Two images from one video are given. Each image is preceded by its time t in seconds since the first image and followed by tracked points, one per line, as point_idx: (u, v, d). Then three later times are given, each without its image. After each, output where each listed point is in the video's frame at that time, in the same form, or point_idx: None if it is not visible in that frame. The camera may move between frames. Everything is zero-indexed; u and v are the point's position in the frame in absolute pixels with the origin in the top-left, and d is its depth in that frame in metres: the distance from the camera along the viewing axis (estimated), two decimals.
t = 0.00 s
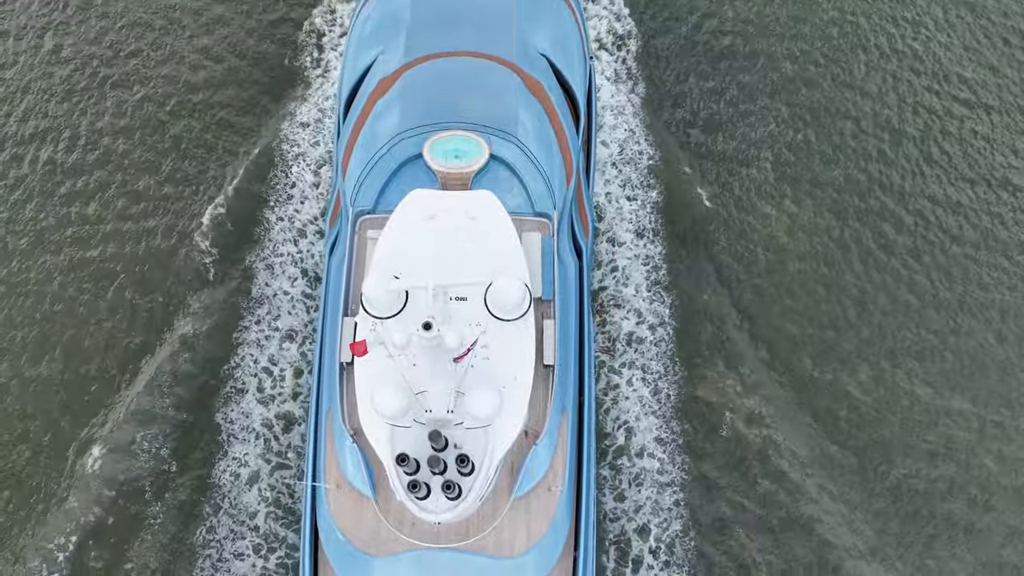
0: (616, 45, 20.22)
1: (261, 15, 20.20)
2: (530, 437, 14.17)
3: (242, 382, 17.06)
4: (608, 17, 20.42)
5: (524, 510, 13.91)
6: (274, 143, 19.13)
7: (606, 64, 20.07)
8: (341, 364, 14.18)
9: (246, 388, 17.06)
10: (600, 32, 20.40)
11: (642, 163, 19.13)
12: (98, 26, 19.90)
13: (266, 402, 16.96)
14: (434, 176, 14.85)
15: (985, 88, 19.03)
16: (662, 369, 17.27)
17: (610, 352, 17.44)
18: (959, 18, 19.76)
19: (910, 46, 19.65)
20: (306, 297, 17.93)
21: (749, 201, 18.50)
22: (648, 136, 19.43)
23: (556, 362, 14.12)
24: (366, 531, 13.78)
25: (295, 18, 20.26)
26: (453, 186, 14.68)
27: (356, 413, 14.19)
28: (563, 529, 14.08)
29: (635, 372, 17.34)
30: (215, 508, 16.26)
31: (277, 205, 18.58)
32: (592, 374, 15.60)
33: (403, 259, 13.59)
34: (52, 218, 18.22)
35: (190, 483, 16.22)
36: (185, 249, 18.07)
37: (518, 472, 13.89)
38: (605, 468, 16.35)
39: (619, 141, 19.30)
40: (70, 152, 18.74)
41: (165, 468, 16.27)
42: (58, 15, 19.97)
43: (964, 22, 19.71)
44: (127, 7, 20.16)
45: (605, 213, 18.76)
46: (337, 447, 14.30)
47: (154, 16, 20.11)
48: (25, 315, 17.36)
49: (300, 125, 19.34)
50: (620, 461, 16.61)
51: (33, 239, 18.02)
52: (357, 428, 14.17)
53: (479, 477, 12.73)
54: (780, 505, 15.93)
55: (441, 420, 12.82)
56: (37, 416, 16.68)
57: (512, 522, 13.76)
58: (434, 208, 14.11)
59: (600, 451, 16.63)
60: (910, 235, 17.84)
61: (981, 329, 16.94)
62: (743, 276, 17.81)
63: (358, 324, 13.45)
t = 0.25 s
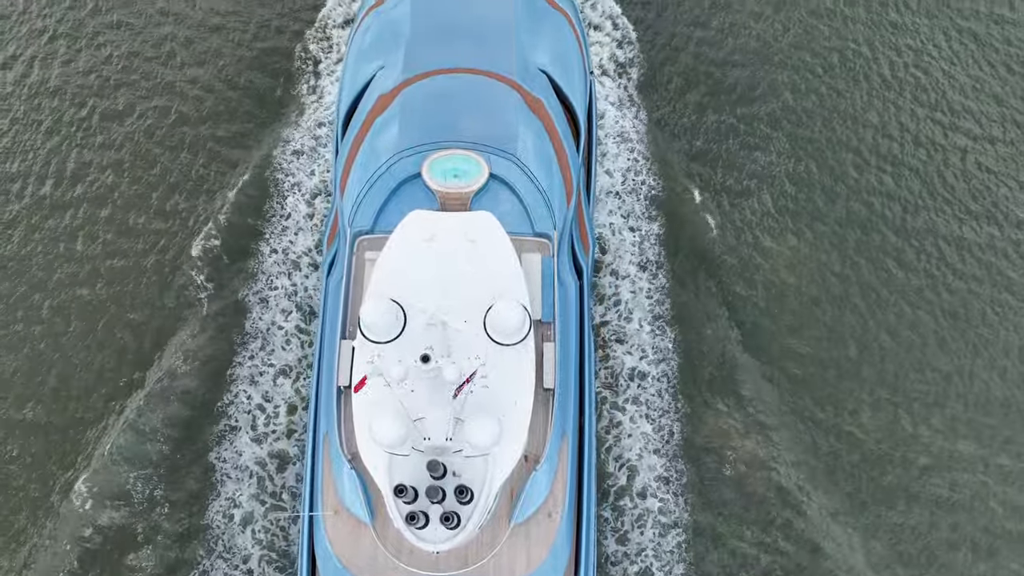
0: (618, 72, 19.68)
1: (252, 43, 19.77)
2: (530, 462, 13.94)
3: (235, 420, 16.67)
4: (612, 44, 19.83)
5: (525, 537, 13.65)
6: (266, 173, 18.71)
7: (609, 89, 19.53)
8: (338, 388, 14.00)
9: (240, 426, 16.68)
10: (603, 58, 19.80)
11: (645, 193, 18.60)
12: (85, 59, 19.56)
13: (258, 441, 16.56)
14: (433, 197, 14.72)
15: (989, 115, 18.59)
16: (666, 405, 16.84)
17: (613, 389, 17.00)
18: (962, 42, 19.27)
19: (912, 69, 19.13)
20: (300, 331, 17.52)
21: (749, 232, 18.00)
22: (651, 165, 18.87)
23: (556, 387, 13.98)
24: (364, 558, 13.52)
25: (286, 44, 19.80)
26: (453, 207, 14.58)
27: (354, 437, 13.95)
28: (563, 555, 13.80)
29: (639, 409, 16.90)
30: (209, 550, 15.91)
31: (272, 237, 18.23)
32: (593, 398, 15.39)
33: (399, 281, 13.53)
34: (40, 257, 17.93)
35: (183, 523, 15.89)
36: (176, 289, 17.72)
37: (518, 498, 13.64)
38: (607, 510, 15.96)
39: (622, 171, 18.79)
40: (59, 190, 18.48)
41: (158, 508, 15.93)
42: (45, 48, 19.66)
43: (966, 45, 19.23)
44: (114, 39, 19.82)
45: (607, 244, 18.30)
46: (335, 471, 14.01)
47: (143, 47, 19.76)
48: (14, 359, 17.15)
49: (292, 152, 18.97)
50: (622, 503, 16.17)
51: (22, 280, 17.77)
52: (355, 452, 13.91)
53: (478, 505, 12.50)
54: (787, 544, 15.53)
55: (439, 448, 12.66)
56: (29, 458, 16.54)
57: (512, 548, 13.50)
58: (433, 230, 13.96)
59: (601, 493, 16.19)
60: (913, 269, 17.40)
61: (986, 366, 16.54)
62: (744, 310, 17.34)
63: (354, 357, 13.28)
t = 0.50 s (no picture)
0: (620, 99, 19.68)
1: (249, 75, 19.69)
2: (529, 488, 13.74)
3: (229, 459, 16.50)
4: (613, 71, 19.86)
5: (524, 564, 13.36)
6: (261, 206, 18.63)
7: (613, 115, 19.52)
8: (337, 413, 13.89)
9: (233, 464, 16.49)
10: (604, 85, 19.81)
11: (646, 224, 18.54)
12: (77, 90, 19.32)
13: (252, 480, 16.37)
14: (432, 217, 14.62)
15: (989, 145, 18.54)
16: (669, 444, 16.59)
17: (616, 427, 16.75)
18: (960, 71, 19.26)
19: (911, 98, 19.12)
20: (296, 367, 17.38)
21: (752, 264, 17.85)
22: (653, 196, 18.79)
23: (556, 412, 13.83)
24: None
25: (281, 73, 19.76)
26: (452, 229, 14.50)
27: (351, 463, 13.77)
28: None
29: (643, 447, 16.63)
30: None
31: (266, 268, 18.11)
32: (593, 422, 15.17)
33: (399, 303, 13.47)
34: (31, 293, 17.59)
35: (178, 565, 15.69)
36: (171, 325, 17.45)
37: (517, 524, 13.40)
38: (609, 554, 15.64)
39: (625, 201, 18.74)
40: (50, 224, 18.17)
41: (150, 550, 15.68)
42: (36, 78, 19.41)
43: (965, 75, 19.21)
44: (107, 70, 19.60)
45: (610, 276, 18.19)
46: (331, 496, 13.75)
47: (138, 80, 19.60)
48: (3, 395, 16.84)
49: (287, 183, 18.86)
50: (623, 545, 15.87)
51: (11, 316, 17.39)
52: (353, 478, 13.69)
53: (478, 533, 12.35)
54: None
55: (438, 476, 12.53)
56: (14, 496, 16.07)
57: None
58: (434, 250, 13.90)
59: (602, 536, 15.93)
60: (917, 302, 17.23)
61: (992, 400, 16.40)
62: (747, 344, 17.15)
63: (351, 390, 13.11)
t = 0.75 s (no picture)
0: (623, 127, 19.61)
1: (245, 104, 19.54)
2: (529, 514, 13.46)
3: (222, 499, 16.29)
4: (614, 99, 19.80)
5: None
6: (256, 238, 18.47)
7: (617, 142, 19.49)
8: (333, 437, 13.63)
9: (226, 504, 16.29)
10: (606, 112, 19.76)
11: (648, 257, 18.41)
12: (71, 122, 19.32)
13: (246, 521, 16.15)
14: (430, 237, 14.51)
15: (993, 174, 18.39)
16: (671, 484, 16.45)
17: (618, 465, 16.59)
18: (964, 99, 19.10)
19: (915, 126, 18.93)
20: (291, 405, 17.16)
21: (748, 297, 17.72)
22: (655, 228, 18.67)
23: (556, 437, 13.63)
24: None
25: (277, 101, 19.64)
26: (450, 250, 14.21)
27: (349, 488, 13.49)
28: None
29: (646, 485, 16.47)
30: None
31: (259, 302, 17.89)
32: (593, 448, 15.03)
33: (401, 324, 13.38)
34: (24, 329, 17.52)
35: None
36: (168, 363, 17.33)
37: (517, 551, 13.15)
38: None
39: (628, 232, 18.61)
40: (42, 258, 18.09)
41: None
42: (29, 112, 19.41)
43: (969, 102, 19.05)
44: (100, 101, 19.55)
45: (614, 309, 17.98)
46: (330, 522, 13.49)
47: (131, 111, 19.53)
48: None
49: (282, 214, 18.73)
50: None
51: (5, 352, 17.36)
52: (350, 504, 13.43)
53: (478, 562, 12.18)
54: None
55: (438, 505, 12.37)
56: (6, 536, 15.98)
57: None
58: (436, 271, 13.81)
59: None
60: (913, 336, 17.10)
61: (997, 437, 16.31)
62: (750, 380, 17.04)
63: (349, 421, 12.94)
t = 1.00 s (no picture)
0: (628, 154, 19.65)
1: (239, 138, 19.63)
2: (530, 540, 13.23)
3: (215, 540, 16.08)
4: (617, 126, 19.93)
5: None
6: (251, 272, 18.43)
7: (623, 169, 19.51)
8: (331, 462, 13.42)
9: (219, 546, 16.08)
10: (610, 139, 19.84)
11: (653, 291, 18.24)
12: (61, 155, 19.27)
13: (239, 564, 15.90)
14: (428, 258, 14.47)
15: (990, 205, 18.45)
16: (673, 524, 16.20)
17: (620, 506, 16.35)
18: (960, 129, 19.21)
19: (913, 157, 19.01)
20: (283, 443, 16.94)
21: (744, 330, 17.62)
22: (657, 260, 18.54)
23: (556, 462, 13.48)
24: None
25: (273, 131, 19.72)
26: (450, 271, 14.23)
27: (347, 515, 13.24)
28: None
29: (649, 526, 16.23)
30: None
31: (252, 338, 17.75)
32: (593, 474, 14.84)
33: (400, 347, 13.29)
34: (15, 364, 17.42)
35: None
36: (158, 398, 17.19)
37: None
38: None
39: (631, 264, 18.47)
40: (32, 294, 18.03)
41: None
42: (21, 143, 19.37)
43: (965, 133, 19.16)
44: (92, 133, 19.57)
45: (617, 344, 17.81)
46: (328, 549, 13.19)
47: (123, 142, 19.55)
48: None
49: (276, 246, 18.69)
50: None
51: None
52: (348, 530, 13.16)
53: None
54: None
55: (436, 536, 12.16)
56: None
57: None
58: (435, 292, 13.75)
59: None
60: (905, 370, 17.10)
61: (999, 471, 16.25)
62: (750, 413, 16.93)
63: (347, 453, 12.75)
